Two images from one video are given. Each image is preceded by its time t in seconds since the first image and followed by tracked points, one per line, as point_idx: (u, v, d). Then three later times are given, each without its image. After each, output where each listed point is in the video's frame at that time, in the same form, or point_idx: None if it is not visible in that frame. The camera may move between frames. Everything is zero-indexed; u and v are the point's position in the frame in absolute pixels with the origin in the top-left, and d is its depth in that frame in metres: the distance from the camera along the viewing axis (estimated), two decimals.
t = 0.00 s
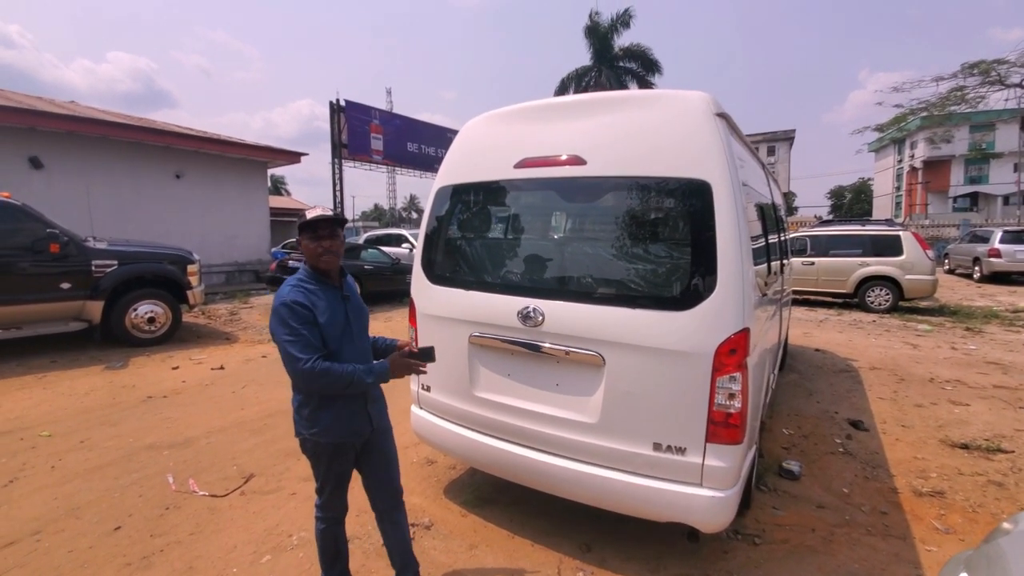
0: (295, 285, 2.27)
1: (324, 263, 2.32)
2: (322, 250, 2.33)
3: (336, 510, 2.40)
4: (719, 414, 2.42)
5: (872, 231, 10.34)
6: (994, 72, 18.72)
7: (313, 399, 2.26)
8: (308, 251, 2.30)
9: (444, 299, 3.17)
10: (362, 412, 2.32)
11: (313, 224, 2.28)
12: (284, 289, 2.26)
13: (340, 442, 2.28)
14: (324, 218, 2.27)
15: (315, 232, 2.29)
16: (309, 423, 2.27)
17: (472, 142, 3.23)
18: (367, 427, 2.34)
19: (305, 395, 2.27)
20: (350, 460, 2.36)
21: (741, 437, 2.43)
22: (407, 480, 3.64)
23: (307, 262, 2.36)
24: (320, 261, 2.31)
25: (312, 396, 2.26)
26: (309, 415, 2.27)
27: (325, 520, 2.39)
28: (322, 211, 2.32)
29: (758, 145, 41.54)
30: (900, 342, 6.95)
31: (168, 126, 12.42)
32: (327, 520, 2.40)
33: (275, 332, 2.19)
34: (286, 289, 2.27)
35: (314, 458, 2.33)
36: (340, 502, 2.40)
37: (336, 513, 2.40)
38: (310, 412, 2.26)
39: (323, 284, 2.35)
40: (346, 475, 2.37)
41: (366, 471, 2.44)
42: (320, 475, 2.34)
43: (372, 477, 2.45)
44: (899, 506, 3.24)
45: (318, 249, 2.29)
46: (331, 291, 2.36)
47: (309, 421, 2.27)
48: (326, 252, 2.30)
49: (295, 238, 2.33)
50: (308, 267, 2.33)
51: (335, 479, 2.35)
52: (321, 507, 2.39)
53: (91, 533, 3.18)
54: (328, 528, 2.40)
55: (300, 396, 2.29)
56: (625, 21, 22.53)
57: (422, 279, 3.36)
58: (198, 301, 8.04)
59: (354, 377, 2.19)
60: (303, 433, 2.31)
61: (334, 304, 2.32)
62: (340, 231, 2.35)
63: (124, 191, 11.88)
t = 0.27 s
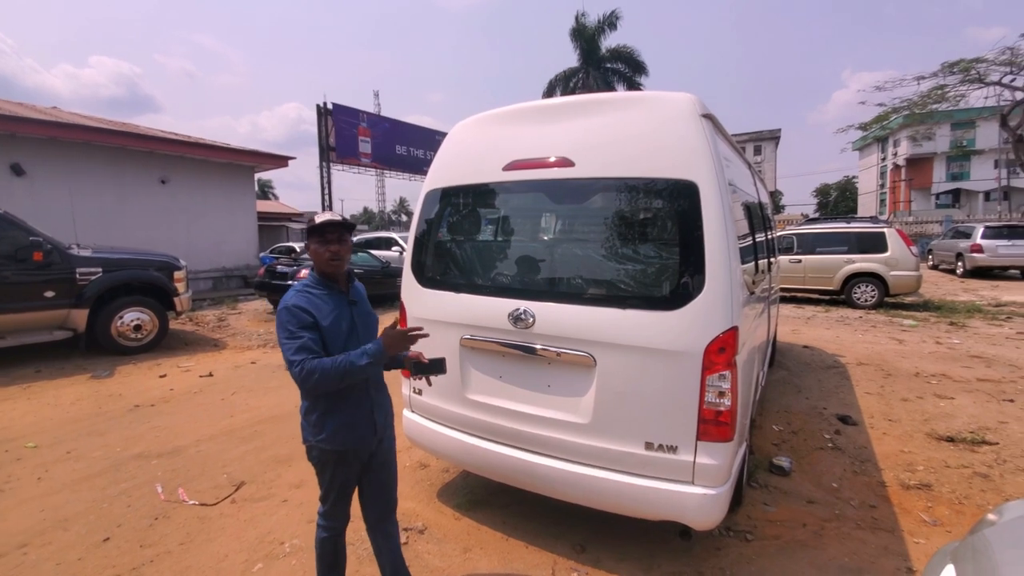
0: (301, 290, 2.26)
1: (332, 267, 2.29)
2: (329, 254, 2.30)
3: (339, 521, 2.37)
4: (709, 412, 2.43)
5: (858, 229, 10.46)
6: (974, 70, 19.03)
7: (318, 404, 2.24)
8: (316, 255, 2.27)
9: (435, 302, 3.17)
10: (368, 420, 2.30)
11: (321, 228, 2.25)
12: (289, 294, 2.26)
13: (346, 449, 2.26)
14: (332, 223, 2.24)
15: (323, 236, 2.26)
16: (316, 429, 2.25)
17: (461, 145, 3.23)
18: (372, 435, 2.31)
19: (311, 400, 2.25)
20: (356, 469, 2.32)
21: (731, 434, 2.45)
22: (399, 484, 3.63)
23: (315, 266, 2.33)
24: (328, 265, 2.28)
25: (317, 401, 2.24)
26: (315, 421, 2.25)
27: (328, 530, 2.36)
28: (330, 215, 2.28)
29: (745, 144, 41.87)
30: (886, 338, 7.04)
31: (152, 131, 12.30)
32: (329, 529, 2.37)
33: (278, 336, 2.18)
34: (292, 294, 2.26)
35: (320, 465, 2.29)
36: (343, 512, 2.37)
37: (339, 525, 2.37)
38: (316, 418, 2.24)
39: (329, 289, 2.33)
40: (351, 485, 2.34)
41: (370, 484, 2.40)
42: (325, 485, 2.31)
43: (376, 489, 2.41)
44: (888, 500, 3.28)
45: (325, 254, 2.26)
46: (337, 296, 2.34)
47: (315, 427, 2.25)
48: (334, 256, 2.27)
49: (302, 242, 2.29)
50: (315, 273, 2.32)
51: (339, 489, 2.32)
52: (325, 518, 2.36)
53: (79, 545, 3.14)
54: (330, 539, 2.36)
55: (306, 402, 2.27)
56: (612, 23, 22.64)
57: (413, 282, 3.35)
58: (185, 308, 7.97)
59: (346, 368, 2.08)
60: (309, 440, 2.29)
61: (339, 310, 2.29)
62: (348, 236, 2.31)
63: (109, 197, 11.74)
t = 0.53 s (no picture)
0: (316, 295, 2.21)
1: (347, 269, 2.22)
2: (344, 255, 2.22)
3: (354, 531, 2.30)
4: (700, 410, 2.45)
5: (845, 225, 10.56)
6: (956, 68, 19.28)
7: (336, 410, 2.18)
8: (330, 257, 2.19)
9: (427, 304, 3.17)
10: (390, 422, 2.26)
11: (335, 229, 2.17)
12: (305, 299, 2.21)
13: (368, 452, 2.21)
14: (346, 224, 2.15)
15: (337, 238, 2.18)
16: (335, 435, 2.20)
17: (450, 147, 3.24)
18: (393, 438, 2.28)
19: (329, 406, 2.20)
20: (377, 473, 2.28)
21: (722, 432, 2.47)
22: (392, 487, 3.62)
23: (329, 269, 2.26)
24: (342, 268, 2.21)
25: (335, 407, 2.18)
26: (334, 427, 2.20)
27: (342, 540, 2.29)
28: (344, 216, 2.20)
29: (733, 143, 42.15)
30: (874, 333, 7.11)
31: (139, 136, 12.20)
32: (342, 540, 2.30)
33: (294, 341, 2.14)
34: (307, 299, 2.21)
35: (341, 472, 2.24)
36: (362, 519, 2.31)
37: (354, 534, 2.30)
38: (335, 423, 2.19)
39: (345, 292, 2.26)
40: (370, 492, 2.28)
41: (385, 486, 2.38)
42: (343, 492, 2.26)
43: (390, 491, 2.40)
44: (878, 493, 3.32)
45: (340, 256, 2.18)
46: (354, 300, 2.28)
47: (334, 433, 2.20)
48: (348, 258, 2.20)
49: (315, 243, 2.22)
50: (331, 275, 2.25)
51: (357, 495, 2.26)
52: (339, 528, 2.29)
53: (70, 555, 3.11)
54: (344, 549, 2.30)
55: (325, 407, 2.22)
56: (599, 24, 22.73)
57: (404, 285, 3.35)
58: (173, 314, 7.91)
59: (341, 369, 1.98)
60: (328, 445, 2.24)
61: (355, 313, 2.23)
62: (362, 237, 2.23)
63: (95, 202, 11.63)
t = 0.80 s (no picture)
0: (329, 298, 2.14)
1: (362, 271, 2.15)
2: (358, 258, 2.17)
3: (377, 544, 2.22)
4: (695, 408, 2.46)
5: (840, 224, 10.59)
6: (950, 67, 19.36)
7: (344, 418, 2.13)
8: (344, 259, 2.14)
9: (423, 304, 3.17)
10: (400, 424, 2.23)
11: (350, 230, 2.14)
12: (318, 301, 2.14)
13: (380, 457, 2.16)
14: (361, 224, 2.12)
15: (351, 239, 2.14)
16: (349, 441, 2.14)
17: (445, 147, 3.24)
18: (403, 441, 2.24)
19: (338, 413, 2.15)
20: (391, 478, 2.22)
21: (718, 429, 2.48)
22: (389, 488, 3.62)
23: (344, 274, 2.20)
24: (357, 269, 2.15)
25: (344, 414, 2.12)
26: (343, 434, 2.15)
27: (366, 556, 2.21)
28: (358, 219, 2.17)
29: (728, 143, 42.24)
30: (870, 331, 7.14)
31: (133, 137, 12.17)
32: (366, 555, 2.21)
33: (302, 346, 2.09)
34: (319, 301, 2.14)
35: (356, 477, 2.18)
36: (387, 529, 2.23)
37: (378, 547, 2.22)
38: (347, 429, 2.13)
39: (358, 295, 2.18)
40: (388, 497, 2.22)
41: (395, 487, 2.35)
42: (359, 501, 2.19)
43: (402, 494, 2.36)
44: (873, 490, 3.33)
45: (354, 257, 2.13)
46: (367, 303, 2.20)
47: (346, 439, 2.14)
48: (362, 259, 2.14)
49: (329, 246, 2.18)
50: (345, 279, 2.18)
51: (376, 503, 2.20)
52: (360, 541, 2.20)
53: (66, 558, 3.10)
54: (370, 563, 2.21)
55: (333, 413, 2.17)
56: (595, 24, 22.75)
57: (400, 286, 3.35)
58: (169, 315, 7.89)
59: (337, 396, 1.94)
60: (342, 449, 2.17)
61: (367, 318, 2.15)
62: (377, 238, 2.19)
63: (89, 204, 11.59)
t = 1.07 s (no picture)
0: (326, 299, 2.12)
1: (361, 272, 2.15)
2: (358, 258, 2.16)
3: (379, 548, 2.23)
4: (689, 406, 2.48)
5: (833, 222, 10.65)
6: (941, 67, 19.51)
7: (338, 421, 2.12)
8: (343, 260, 2.13)
9: (417, 304, 3.18)
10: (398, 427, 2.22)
11: (350, 230, 2.13)
12: (315, 301, 2.13)
13: (378, 463, 2.16)
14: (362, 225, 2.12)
15: (352, 239, 2.13)
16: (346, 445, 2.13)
17: (439, 147, 3.24)
18: (400, 444, 2.24)
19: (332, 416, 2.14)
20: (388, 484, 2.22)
21: (711, 427, 2.50)
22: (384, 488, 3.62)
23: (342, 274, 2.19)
24: (356, 270, 2.14)
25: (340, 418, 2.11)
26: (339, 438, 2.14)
27: (368, 560, 2.22)
28: (359, 219, 2.16)
29: (722, 142, 42.37)
30: (863, 329, 7.18)
31: (125, 138, 12.10)
32: (370, 561, 2.22)
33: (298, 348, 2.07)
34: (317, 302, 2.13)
35: (355, 483, 2.17)
36: (387, 533, 2.24)
37: (380, 552, 2.24)
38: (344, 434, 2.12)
39: (356, 297, 2.17)
40: (386, 503, 2.22)
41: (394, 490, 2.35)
42: (359, 506, 2.19)
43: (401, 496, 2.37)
44: (865, 487, 3.36)
45: (354, 257, 2.12)
46: (365, 304, 2.19)
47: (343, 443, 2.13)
48: (362, 260, 2.13)
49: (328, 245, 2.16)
50: (344, 279, 2.17)
51: (378, 507, 2.20)
52: (363, 545, 2.22)
53: (59, 561, 3.09)
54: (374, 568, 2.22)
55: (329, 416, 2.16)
56: (589, 24, 22.79)
57: (394, 286, 3.36)
58: (162, 317, 7.86)
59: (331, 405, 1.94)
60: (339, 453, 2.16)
61: (365, 322, 2.14)
62: (377, 239, 2.18)
63: (81, 205, 11.52)
